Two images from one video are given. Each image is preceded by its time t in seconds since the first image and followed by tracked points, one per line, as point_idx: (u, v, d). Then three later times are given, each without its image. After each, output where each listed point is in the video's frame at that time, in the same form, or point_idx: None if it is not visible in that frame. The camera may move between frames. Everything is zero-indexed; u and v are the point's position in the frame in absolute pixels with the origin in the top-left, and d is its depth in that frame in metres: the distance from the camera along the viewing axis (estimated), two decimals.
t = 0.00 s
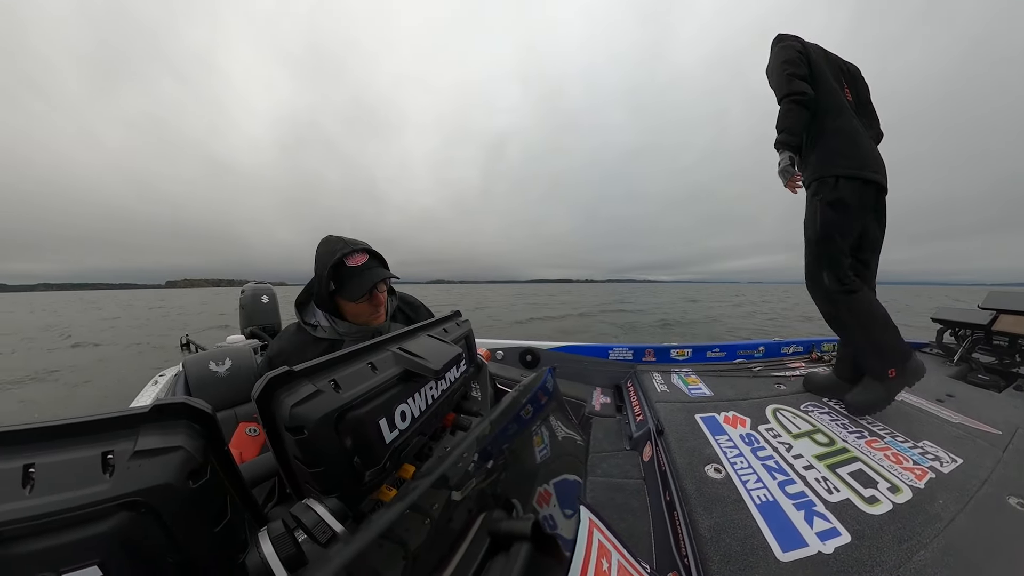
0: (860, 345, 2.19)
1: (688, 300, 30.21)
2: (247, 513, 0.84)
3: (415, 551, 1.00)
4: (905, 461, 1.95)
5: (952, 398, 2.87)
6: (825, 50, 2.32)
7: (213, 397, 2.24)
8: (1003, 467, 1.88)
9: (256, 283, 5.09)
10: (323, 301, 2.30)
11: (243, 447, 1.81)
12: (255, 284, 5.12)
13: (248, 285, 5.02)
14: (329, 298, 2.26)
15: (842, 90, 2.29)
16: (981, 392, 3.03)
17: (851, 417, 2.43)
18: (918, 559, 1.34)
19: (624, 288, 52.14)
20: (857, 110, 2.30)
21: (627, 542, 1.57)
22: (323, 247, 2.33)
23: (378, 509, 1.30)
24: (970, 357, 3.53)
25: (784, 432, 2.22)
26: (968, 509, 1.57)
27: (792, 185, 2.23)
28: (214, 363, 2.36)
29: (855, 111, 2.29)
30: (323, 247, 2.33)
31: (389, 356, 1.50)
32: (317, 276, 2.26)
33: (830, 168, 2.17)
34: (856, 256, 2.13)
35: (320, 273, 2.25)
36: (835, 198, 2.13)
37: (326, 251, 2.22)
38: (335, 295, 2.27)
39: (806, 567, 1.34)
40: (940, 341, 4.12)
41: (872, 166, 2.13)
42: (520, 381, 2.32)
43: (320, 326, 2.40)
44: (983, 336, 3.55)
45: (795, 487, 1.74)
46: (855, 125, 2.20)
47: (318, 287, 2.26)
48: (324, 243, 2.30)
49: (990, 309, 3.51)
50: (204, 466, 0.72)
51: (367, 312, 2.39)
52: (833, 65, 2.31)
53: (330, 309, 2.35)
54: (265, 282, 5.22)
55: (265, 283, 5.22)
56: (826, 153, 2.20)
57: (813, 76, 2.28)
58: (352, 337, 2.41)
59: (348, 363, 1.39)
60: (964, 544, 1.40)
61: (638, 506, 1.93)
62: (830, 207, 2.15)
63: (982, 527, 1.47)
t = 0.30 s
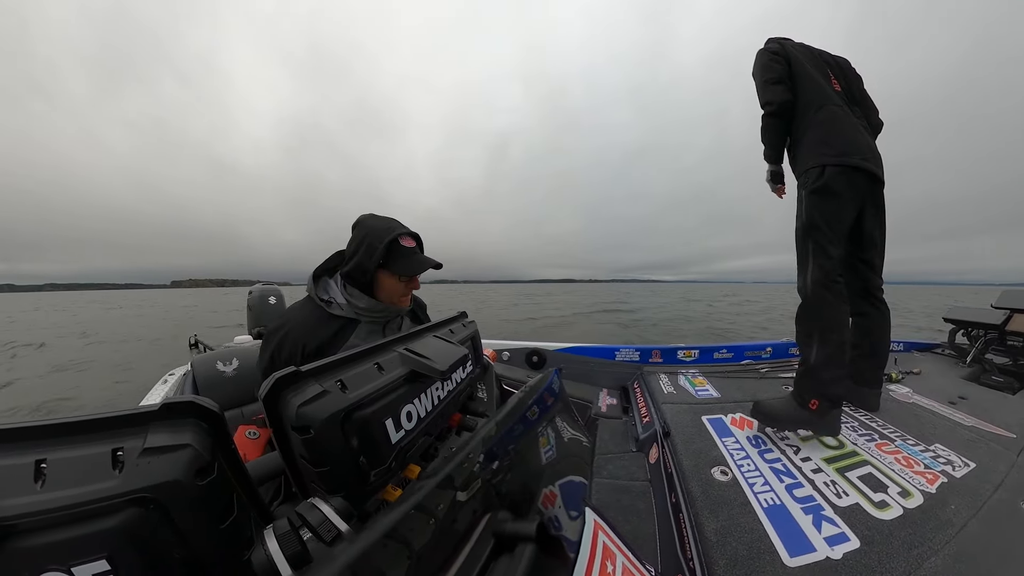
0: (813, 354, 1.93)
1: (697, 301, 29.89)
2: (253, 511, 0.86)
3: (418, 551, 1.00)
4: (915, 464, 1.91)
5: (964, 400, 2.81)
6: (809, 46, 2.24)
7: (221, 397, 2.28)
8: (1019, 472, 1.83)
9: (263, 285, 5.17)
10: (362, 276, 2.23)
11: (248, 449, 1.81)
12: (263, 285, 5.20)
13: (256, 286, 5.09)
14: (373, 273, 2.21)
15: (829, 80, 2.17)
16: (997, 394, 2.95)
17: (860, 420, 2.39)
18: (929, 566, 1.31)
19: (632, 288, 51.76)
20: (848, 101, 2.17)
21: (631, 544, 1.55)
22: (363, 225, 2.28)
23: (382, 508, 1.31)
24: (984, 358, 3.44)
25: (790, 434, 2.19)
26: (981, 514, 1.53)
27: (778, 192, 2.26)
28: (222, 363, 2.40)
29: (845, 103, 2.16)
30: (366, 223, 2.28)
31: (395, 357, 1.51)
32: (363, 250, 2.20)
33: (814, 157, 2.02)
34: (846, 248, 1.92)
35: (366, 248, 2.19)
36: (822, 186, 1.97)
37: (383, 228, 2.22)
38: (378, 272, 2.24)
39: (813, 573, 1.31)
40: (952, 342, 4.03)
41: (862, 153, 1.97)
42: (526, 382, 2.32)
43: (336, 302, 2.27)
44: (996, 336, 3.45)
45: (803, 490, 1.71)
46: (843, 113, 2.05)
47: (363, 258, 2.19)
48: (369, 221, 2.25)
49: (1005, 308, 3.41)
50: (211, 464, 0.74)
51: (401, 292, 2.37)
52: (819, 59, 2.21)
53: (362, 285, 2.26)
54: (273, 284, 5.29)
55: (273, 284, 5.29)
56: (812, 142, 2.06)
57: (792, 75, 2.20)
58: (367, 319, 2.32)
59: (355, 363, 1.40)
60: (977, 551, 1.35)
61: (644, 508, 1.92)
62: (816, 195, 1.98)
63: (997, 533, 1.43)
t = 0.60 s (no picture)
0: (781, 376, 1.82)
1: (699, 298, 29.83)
2: (257, 511, 0.86)
3: (420, 550, 1.01)
4: (917, 462, 1.90)
5: (966, 398, 2.80)
6: (768, 38, 2.08)
7: (224, 397, 2.29)
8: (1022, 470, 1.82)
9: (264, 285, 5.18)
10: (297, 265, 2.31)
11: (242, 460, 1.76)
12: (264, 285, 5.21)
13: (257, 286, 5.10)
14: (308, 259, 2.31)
15: (797, 73, 2.01)
16: (999, 392, 2.94)
17: (862, 417, 2.39)
18: (930, 564, 1.31)
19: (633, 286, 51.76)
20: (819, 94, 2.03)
21: (633, 542, 1.56)
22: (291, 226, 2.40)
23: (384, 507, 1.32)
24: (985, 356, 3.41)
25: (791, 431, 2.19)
26: (982, 512, 1.53)
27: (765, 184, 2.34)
28: (224, 363, 2.41)
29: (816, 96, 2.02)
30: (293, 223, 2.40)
31: (396, 355, 1.51)
32: (294, 241, 2.30)
33: (791, 163, 1.89)
34: (836, 263, 1.80)
35: (298, 239, 2.30)
36: (805, 196, 1.83)
37: (308, 220, 2.35)
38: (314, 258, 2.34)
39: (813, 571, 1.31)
40: (955, 339, 4.01)
41: (837, 154, 1.85)
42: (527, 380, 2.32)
43: (281, 300, 2.25)
44: (998, 334, 3.43)
45: (804, 488, 1.71)
46: (815, 110, 1.91)
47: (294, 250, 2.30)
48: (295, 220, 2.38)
49: (1007, 306, 3.40)
50: (214, 465, 0.74)
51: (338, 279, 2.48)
52: (784, 51, 2.05)
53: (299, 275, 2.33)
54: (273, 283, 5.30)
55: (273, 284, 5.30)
56: (787, 146, 1.92)
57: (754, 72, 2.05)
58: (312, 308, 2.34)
59: (357, 363, 1.40)
60: (978, 549, 1.35)
61: (645, 506, 1.92)
62: (799, 206, 1.85)
63: (999, 532, 1.43)
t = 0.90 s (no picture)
0: (764, 380, 1.85)
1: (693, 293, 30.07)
2: (255, 511, 0.86)
3: (420, 547, 1.01)
4: (908, 456, 1.95)
5: (957, 393, 2.86)
6: (711, 24, 2.05)
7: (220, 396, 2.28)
8: (1010, 463, 1.87)
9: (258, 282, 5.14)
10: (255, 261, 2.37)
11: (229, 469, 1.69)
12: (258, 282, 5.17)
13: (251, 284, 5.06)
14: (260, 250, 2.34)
15: (743, 58, 1.98)
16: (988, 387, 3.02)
17: (855, 412, 2.44)
18: (921, 555, 1.34)
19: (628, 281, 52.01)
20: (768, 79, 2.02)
21: (631, 536, 1.58)
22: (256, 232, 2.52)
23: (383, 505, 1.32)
24: (976, 352, 3.50)
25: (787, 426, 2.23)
26: (972, 505, 1.57)
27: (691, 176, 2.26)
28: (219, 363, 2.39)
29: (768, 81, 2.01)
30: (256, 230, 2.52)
31: (393, 353, 1.51)
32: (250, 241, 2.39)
33: (749, 147, 1.83)
34: (801, 255, 1.79)
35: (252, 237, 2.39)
36: (766, 183, 1.78)
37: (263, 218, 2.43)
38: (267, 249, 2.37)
39: (808, 564, 1.34)
40: (946, 336, 4.09)
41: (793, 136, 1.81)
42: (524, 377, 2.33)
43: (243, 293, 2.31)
44: (990, 332, 3.51)
45: (799, 482, 1.74)
46: (763, 91, 1.88)
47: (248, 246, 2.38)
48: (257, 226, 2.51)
49: (998, 304, 3.49)
50: (213, 466, 0.74)
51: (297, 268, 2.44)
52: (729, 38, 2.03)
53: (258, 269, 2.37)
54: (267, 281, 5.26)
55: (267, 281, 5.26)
56: (743, 130, 1.86)
57: (700, 53, 1.98)
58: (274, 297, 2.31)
59: (353, 361, 1.39)
60: (967, 541, 1.39)
61: (642, 500, 1.94)
62: (761, 194, 1.80)
63: (986, 524, 1.47)
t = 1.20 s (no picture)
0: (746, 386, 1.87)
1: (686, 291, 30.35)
2: (251, 513, 0.86)
3: (418, 546, 1.01)
4: (900, 450, 2.00)
5: (946, 389, 2.93)
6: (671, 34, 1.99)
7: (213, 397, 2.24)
8: (997, 457, 1.92)
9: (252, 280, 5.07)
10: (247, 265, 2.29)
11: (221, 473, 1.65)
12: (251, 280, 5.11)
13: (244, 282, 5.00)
14: (260, 256, 2.29)
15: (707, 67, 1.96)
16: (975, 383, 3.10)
17: (847, 407, 2.49)
18: (913, 547, 1.38)
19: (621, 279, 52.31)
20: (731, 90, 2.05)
21: (628, 533, 1.60)
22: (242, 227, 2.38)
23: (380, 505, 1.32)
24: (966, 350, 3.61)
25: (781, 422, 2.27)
26: (962, 498, 1.61)
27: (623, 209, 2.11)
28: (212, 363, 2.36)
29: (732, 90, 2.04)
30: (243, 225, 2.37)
31: (388, 352, 1.50)
32: (242, 241, 2.28)
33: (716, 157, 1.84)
34: (749, 268, 1.84)
35: (246, 238, 2.28)
36: (732, 192, 1.79)
37: (261, 220, 2.35)
38: (266, 255, 2.32)
39: (803, 556, 1.37)
40: (936, 333, 4.19)
41: (756, 147, 1.85)
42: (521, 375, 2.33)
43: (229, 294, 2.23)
44: (979, 329, 3.63)
45: (793, 476, 1.77)
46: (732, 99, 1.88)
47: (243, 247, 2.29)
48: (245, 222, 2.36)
49: (987, 303, 3.59)
50: (208, 469, 0.73)
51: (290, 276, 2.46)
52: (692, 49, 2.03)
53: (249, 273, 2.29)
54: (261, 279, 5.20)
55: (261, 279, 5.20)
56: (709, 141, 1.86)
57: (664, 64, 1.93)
58: (264, 299, 2.29)
59: (348, 360, 1.38)
60: (957, 532, 1.43)
61: (639, 497, 1.96)
62: (722, 205, 1.80)
63: (974, 516, 1.51)
